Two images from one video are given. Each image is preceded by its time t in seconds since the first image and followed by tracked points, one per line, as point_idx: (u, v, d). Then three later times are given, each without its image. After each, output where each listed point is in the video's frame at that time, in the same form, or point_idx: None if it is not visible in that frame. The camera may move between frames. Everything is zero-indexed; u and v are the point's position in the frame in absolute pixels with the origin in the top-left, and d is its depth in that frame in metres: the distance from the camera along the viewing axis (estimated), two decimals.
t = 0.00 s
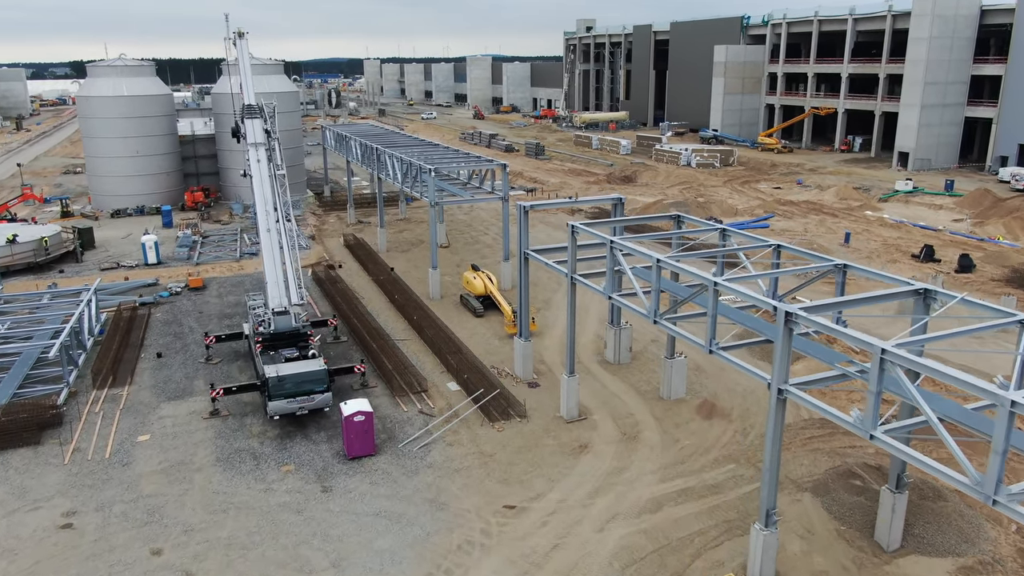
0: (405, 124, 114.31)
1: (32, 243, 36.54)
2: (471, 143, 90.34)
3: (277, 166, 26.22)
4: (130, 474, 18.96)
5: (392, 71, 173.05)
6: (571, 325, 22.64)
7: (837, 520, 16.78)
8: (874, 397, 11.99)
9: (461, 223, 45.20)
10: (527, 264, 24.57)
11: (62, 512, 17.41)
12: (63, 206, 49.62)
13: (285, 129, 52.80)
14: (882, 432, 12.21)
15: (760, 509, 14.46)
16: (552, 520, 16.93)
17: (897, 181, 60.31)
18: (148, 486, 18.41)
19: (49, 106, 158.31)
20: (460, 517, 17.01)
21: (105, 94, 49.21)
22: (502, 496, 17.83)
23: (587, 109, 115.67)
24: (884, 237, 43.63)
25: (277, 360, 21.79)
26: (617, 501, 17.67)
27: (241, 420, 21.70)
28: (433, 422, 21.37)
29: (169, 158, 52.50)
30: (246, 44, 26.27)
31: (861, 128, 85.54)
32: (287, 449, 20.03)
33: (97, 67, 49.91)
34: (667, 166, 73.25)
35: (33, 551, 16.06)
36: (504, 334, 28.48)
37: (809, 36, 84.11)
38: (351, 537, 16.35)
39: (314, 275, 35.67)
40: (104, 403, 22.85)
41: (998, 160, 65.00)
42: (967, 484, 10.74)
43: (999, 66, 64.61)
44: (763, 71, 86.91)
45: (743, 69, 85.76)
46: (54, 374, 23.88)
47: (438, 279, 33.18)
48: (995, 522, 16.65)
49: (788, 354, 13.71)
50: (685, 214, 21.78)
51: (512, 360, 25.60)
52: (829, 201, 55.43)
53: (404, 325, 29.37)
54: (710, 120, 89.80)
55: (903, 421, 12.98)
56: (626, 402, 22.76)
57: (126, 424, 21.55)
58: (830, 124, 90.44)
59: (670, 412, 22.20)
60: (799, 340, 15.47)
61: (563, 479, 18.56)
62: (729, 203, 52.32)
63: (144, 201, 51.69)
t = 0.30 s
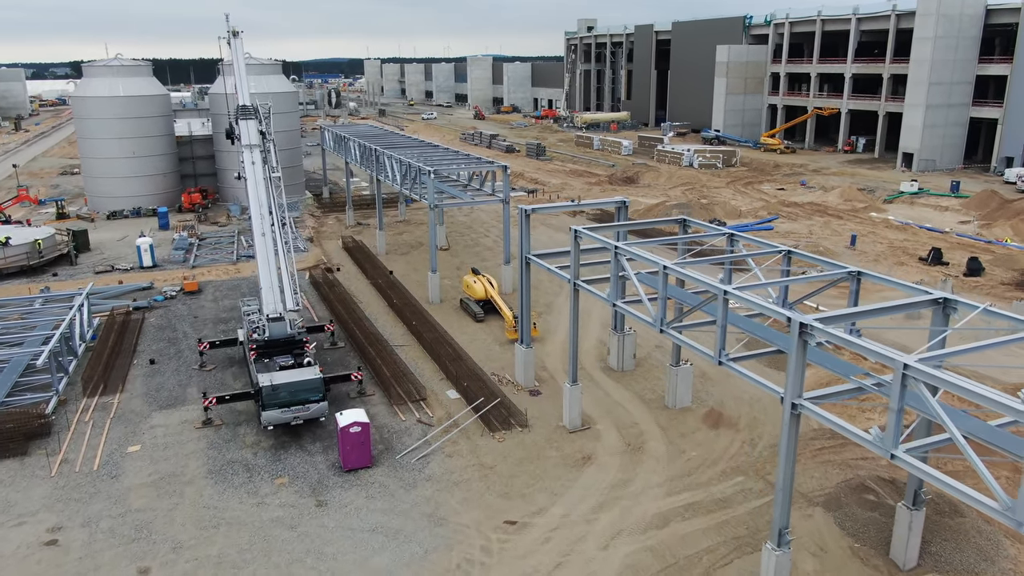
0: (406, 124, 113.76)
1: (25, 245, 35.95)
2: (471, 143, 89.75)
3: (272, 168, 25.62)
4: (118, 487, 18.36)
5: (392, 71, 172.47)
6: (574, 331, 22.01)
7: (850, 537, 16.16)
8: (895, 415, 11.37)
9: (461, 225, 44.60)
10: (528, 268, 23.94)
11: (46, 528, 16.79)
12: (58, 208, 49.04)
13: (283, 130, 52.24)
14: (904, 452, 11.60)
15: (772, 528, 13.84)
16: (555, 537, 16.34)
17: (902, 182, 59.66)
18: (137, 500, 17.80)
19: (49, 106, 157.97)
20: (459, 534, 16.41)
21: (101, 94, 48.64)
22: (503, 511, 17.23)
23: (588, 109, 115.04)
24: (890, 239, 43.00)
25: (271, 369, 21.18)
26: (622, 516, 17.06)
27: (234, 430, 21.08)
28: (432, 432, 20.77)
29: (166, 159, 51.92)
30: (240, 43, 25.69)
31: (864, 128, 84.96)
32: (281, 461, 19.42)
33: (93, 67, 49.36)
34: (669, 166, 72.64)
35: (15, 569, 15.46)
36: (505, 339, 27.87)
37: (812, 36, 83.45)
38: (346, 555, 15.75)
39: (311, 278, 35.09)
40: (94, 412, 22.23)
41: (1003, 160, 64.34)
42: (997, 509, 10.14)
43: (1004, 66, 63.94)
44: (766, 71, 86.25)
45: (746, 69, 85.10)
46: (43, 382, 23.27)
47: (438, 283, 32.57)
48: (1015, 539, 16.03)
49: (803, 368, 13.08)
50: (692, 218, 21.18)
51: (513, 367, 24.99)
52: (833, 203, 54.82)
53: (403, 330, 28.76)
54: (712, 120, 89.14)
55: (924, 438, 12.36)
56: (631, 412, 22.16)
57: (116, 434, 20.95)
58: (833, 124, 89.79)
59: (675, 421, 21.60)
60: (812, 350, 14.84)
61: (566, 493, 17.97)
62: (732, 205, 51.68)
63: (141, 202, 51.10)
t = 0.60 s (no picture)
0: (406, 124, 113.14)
1: (19, 247, 35.38)
2: (472, 143, 89.13)
3: (268, 170, 25.06)
4: (107, 500, 17.78)
5: (394, 71, 171.81)
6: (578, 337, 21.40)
7: (865, 554, 15.55)
8: (920, 433, 10.76)
9: (462, 227, 44.03)
10: (530, 273, 23.33)
11: (32, 543, 16.21)
12: (55, 209, 48.51)
13: (282, 130, 51.67)
14: (928, 471, 10.99)
15: (786, 548, 13.20)
16: (558, 554, 15.75)
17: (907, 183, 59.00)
18: (126, 514, 17.22)
19: (49, 106, 157.49)
20: (459, 550, 15.82)
21: (98, 95, 48.11)
22: (504, 527, 16.64)
23: (590, 109, 114.37)
24: (897, 241, 42.37)
25: (266, 377, 20.60)
26: (628, 531, 16.46)
27: (228, 440, 20.49)
28: (431, 442, 20.17)
29: (164, 160, 51.35)
30: (236, 42, 25.11)
31: (868, 129, 84.29)
32: (276, 472, 18.83)
33: (90, 67, 48.81)
34: (672, 167, 71.98)
35: None
36: (506, 345, 27.28)
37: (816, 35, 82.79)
38: (342, 572, 15.16)
39: (309, 282, 34.52)
40: (85, 421, 21.65)
41: (1010, 161, 63.67)
42: None
43: (1011, 65, 63.27)
44: (769, 71, 85.58)
45: (749, 69, 84.43)
46: (33, 389, 22.68)
47: (438, 286, 31.97)
48: None
49: (819, 381, 12.46)
50: (699, 221, 20.59)
51: (515, 373, 24.38)
52: (838, 204, 54.18)
53: (403, 335, 28.17)
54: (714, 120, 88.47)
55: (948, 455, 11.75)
56: (636, 421, 21.57)
57: (107, 444, 20.37)
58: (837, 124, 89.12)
59: (681, 431, 21.00)
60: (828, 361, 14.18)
61: (570, 507, 17.39)
62: (737, 206, 51.05)
63: (138, 204, 50.53)
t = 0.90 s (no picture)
0: (407, 125, 112.53)
1: (13, 249, 34.86)
2: (473, 144, 88.56)
3: (263, 172, 24.43)
4: (95, 514, 17.20)
5: (395, 71, 171.12)
6: (581, 343, 20.79)
7: (882, 572, 14.95)
8: (948, 454, 10.15)
9: (463, 229, 43.45)
10: (532, 277, 22.70)
11: (15, 560, 15.63)
12: (51, 210, 48.00)
13: (281, 131, 51.10)
14: (956, 494, 10.38)
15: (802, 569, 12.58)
16: (561, 572, 15.17)
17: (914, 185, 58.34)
18: (115, 529, 16.63)
19: (50, 106, 157.06)
20: (458, 568, 15.23)
21: (95, 95, 47.57)
22: (506, 543, 16.04)
23: (592, 109, 113.69)
24: (905, 243, 41.73)
25: (260, 385, 20.01)
26: (634, 548, 15.88)
27: (222, 450, 19.91)
28: (431, 453, 19.59)
29: (162, 161, 50.81)
30: (231, 41, 24.53)
31: (872, 129, 83.61)
32: (270, 484, 18.24)
33: (86, 67, 48.30)
34: (675, 168, 71.32)
35: None
36: (508, 350, 26.69)
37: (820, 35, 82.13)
38: None
39: (308, 285, 33.96)
40: (75, 430, 21.08)
41: (1017, 162, 62.98)
42: None
43: (1018, 65, 62.55)
44: (773, 71, 84.89)
45: (752, 69, 83.76)
46: (22, 397, 22.10)
47: (438, 290, 31.38)
48: None
49: (837, 396, 11.85)
50: (706, 225, 20.00)
51: (517, 380, 23.80)
52: (844, 205, 53.53)
53: (402, 340, 27.58)
54: (717, 121, 87.80)
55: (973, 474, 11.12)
56: (642, 430, 20.97)
57: (97, 454, 19.79)
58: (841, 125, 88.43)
59: (688, 441, 20.41)
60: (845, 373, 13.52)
61: (574, 521, 16.80)
62: (741, 208, 50.42)
63: (135, 205, 49.96)
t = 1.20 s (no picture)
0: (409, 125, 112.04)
1: (8, 251, 34.37)
2: (475, 144, 87.99)
3: (259, 173, 23.86)
4: (84, 528, 16.63)
5: (396, 71, 170.61)
6: (586, 350, 20.18)
7: None
8: (979, 476, 9.54)
9: (464, 231, 42.88)
10: (535, 282, 22.09)
11: None
12: (48, 211, 47.51)
13: (281, 131, 50.50)
14: (987, 518, 9.77)
15: None
16: None
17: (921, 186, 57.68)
18: (103, 544, 16.07)
19: (51, 106, 156.86)
20: None
21: (93, 94, 47.04)
22: (508, 560, 15.46)
23: (594, 109, 113.06)
24: (913, 246, 41.09)
25: (255, 393, 19.42)
26: (641, 566, 15.29)
27: (216, 460, 19.33)
28: (430, 464, 19.00)
29: (161, 161, 50.29)
30: (227, 39, 23.96)
31: (877, 130, 82.90)
32: (265, 497, 17.66)
33: (84, 67, 47.84)
34: (678, 169, 70.69)
35: None
36: (511, 356, 26.09)
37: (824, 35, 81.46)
38: None
39: (306, 288, 33.40)
40: (65, 438, 20.53)
41: None
42: None
43: None
44: (777, 71, 84.22)
45: (756, 68, 83.09)
46: (12, 404, 21.55)
47: (439, 294, 30.81)
48: None
49: (858, 412, 11.24)
50: (715, 229, 19.39)
51: (519, 387, 23.20)
52: (850, 207, 52.88)
53: (402, 345, 26.99)
54: (721, 121, 87.14)
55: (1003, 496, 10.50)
56: (648, 440, 20.38)
57: (88, 465, 19.23)
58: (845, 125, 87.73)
59: (696, 451, 19.82)
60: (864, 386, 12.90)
61: (579, 537, 16.21)
62: (746, 209, 49.80)
63: (134, 207, 49.45)
